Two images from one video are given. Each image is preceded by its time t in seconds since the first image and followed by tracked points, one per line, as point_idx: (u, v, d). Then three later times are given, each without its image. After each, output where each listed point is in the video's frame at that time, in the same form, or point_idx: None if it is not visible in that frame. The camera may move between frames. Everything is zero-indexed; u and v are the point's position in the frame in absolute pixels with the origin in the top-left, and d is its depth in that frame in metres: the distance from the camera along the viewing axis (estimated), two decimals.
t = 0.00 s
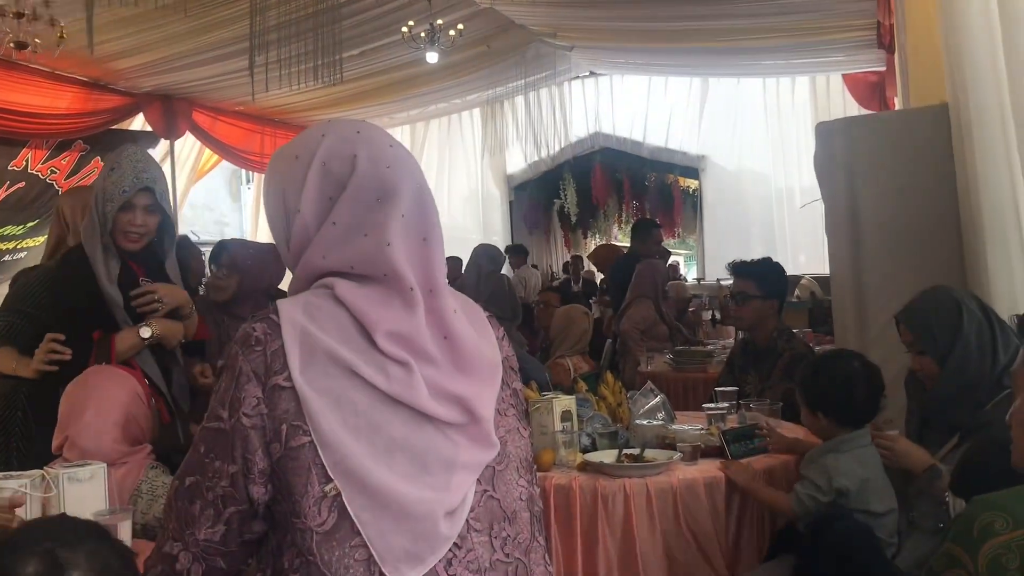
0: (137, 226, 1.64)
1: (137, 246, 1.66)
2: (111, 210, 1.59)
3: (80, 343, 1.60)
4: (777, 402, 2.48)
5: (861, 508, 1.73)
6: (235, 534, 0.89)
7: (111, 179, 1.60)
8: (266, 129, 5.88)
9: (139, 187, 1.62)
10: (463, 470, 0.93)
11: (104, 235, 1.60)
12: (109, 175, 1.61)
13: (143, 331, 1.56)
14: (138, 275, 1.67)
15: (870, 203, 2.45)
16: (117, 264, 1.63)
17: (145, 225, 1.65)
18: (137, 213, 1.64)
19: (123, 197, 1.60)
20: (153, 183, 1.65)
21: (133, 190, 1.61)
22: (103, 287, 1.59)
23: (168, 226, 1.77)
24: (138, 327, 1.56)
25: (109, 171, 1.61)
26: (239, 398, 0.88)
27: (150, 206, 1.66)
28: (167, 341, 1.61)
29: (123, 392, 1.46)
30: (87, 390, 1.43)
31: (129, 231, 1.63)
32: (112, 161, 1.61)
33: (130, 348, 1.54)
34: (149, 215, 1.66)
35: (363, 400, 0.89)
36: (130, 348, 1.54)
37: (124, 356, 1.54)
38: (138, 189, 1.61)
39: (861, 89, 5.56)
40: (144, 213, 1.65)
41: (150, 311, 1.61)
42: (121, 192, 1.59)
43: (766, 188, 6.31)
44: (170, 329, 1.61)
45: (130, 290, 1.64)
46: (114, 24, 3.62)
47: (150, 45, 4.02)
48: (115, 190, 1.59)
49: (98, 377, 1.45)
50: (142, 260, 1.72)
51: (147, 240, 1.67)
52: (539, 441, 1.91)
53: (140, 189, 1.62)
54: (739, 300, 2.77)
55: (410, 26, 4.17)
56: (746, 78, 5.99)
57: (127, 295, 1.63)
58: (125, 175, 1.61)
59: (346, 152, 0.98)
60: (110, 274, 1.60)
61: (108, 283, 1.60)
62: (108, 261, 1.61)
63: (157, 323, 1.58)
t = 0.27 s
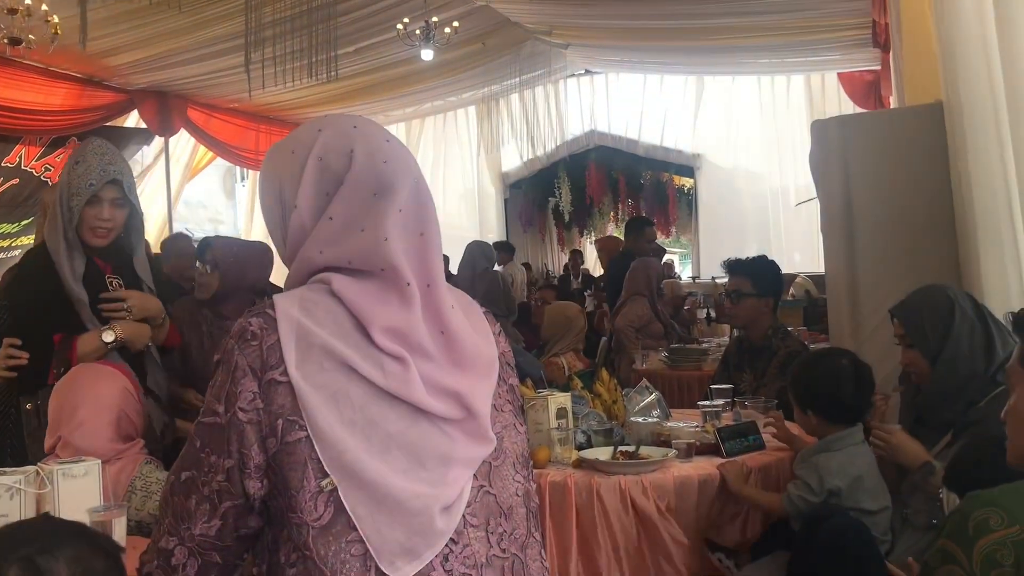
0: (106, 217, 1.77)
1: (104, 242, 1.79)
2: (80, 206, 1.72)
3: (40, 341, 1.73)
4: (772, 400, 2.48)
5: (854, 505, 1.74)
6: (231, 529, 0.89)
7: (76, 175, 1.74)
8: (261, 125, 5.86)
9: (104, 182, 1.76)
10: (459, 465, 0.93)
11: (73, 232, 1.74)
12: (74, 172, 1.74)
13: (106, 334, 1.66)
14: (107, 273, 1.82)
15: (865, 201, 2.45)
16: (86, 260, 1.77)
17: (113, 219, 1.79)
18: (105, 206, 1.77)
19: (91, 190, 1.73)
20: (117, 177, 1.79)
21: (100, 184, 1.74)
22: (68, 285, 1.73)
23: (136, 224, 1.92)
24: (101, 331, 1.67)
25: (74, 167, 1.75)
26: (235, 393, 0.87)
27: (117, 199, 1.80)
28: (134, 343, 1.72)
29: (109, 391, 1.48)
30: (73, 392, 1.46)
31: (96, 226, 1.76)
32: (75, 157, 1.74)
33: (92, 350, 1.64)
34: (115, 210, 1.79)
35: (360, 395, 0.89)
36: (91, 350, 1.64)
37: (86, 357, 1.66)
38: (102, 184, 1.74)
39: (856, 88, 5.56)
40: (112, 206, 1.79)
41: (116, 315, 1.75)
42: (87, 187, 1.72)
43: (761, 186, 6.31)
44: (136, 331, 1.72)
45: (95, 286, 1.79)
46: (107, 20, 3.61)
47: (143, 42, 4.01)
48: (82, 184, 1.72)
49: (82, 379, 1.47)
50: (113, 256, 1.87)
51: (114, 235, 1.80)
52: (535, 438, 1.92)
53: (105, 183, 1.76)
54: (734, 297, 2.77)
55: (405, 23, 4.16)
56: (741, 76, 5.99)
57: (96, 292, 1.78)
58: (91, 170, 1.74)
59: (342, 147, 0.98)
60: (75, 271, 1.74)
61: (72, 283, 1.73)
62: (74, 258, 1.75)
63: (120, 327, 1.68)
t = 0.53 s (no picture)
0: (83, 211, 1.73)
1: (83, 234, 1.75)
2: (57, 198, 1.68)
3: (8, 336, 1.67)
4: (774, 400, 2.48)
5: (855, 506, 1.73)
6: (233, 523, 0.89)
7: (53, 162, 1.69)
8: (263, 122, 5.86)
9: (84, 171, 1.71)
10: (462, 460, 0.93)
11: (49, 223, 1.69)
12: (51, 160, 1.70)
13: (77, 330, 1.58)
14: (85, 265, 1.76)
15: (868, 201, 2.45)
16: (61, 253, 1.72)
17: (91, 210, 1.74)
18: (83, 199, 1.73)
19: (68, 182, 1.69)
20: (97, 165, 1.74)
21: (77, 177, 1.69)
22: (40, 279, 1.66)
23: (113, 216, 1.86)
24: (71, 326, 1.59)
25: (49, 154, 1.71)
26: (238, 385, 0.87)
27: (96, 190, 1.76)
28: (109, 337, 1.64)
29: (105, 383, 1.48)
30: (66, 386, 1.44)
31: (75, 215, 1.72)
32: (51, 144, 1.71)
33: (63, 346, 1.57)
34: (95, 200, 1.75)
35: (362, 389, 0.89)
36: (62, 347, 1.57)
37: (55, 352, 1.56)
38: (81, 173, 1.70)
39: (859, 90, 5.56)
40: (91, 197, 1.74)
41: (98, 310, 1.68)
42: (65, 175, 1.68)
43: (764, 187, 6.31)
44: (110, 325, 1.64)
45: (71, 280, 1.72)
46: (110, 15, 3.60)
47: (146, 37, 4.01)
48: (59, 176, 1.68)
49: (76, 374, 1.46)
50: (91, 248, 1.82)
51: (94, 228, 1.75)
52: (536, 436, 1.91)
53: (85, 172, 1.71)
54: (736, 297, 2.77)
55: (407, 21, 4.16)
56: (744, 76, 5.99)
57: (71, 286, 1.72)
58: (69, 161, 1.69)
59: (347, 142, 0.97)
60: (49, 265, 1.68)
61: (46, 276, 1.67)
62: (49, 250, 1.70)
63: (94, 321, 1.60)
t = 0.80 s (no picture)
0: (97, 197, 1.76)
1: (95, 221, 1.78)
2: (68, 186, 1.70)
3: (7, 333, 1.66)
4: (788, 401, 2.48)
5: (868, 506, 1.73)
6: (253, 513, 0.90)
7: (59, 156, 1.71)
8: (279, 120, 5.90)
9: (94, 158, 1.75)
10: (480, 455, 0.94)
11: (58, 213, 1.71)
12: (56, 154, 1.71)
13: (72, 327, 1.60)
14: (89, 260, 1.78)
15: (885, 202, 2.44)
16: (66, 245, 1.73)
17: (104, 194, 1.78)
18: (95, 185, 1.76)
19: (82, 168, 1.72)
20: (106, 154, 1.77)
21: (93, 161, 1.74)
22: (41, 276, 1.66)
23: (116, 212, 1.88)
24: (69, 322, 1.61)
25: (52, 149, 1.71)
26: (259, 377, 0.89)
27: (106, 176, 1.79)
28: (108, 337, 1.65)
29: (114, 380, 1.47)
30: (74, 390, 1.44)
31: (89, 202, 1.75)
32: (55, 137, 1.72)
33: (58, 343, 1.59)
34: (106, 185, 1.78)
35: (382, 382, 0.90)
36: (58, 344, 1.59)
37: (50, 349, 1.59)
38: (93, 160, 1.74)
39: (874, 92, 5.55)
40: (101, 184, 1.78)
41: (107, 308, 1.71)
42: (76, 164, 1.71)
43: (778, 189, 6.30)
44: (110, 323, 1.65)
45: (74, 272, 1.74)
46: (128, 12, 3.63)
47: (164, 35, 4.03)
48: (71, 163, 1.71)
49: (82, 375, 1.45)
50: (93, 243, 1.82)
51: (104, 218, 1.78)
52: (550, 434, 1.92)
53: (97, 159, 1.75)
54: (750, 298, 2.77)
55: (423, 20, 4.17)
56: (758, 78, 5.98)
57: (76, 279, 1.73)
58: (79, 148, 1.74)
59: (369, 139, 0.98)
60: (50, 262, 1.68)
61: (46, 272, 1.67)
62: (52, 246, 1.69)
63: (91, 320, 1.61)
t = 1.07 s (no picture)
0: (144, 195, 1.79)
1: (140, 219, 1.80)
2: (116, 185, 1.73)
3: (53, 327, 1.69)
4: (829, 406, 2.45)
5: (911, 513, 1.71)
6: (302, 509, 0.91)
7: (107, 155, 1.73)
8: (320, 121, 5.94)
9: (141, 158, 1.76)
10: (524, 456, 0.94)
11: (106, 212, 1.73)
12: (103, 152, 1.74)
13: (117, 322, 1.62)
14: (134, 257, 1.81)
15: (929, 206, 2.41)
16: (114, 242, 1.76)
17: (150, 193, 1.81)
18: (142, 184, 1.79)
19: (129, 167, 1.74)
20: (152, 155, 1.79)
21: (140, 160, 1.76)
22: (88, 272, 1.70)
23: (161, 209, 1.91)
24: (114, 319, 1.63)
25: (98, 147, 1.74)
26: (309, 375, 0.90)
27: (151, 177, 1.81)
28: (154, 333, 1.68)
29: (150, 380, 1.49)
30: (112, 392, 1.47)
31: (135, 201, 1.78)
32: (102, 136, 1.74)
33: (104, 339, 1.62)
34: (151, 184, 1.81)
35: (429, 382, 0.91)
36: (103, 339, 1.62)
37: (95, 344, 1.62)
38: (141, 161, 1.75)
39: (918, 94, 5.47)
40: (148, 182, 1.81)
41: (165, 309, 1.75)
42: (124, 164, 1.74)
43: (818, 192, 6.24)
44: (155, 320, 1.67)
45: (120, 269, 1.77)
46: (174, 14, 3.69)
47: (208, 36, 4.09)
48: (119, 163, 1.73)
49: (122, 374, 1.48)
50: (137, 240, 1.86)
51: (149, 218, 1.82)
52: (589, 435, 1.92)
53: (143, 160, 1.77)
54: (791, 302, 2.74)
55: (464, 21, 4.19)
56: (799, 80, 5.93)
57: (122, 275, 1.77)
58: (126, 148, 1.76)
59: (417, 140, 0.99)
60: (98, 259, 1.71)
61: (93, 268, 1.71)
62: (98, 243, 1.72)
63: (135, 316, 1.62)
